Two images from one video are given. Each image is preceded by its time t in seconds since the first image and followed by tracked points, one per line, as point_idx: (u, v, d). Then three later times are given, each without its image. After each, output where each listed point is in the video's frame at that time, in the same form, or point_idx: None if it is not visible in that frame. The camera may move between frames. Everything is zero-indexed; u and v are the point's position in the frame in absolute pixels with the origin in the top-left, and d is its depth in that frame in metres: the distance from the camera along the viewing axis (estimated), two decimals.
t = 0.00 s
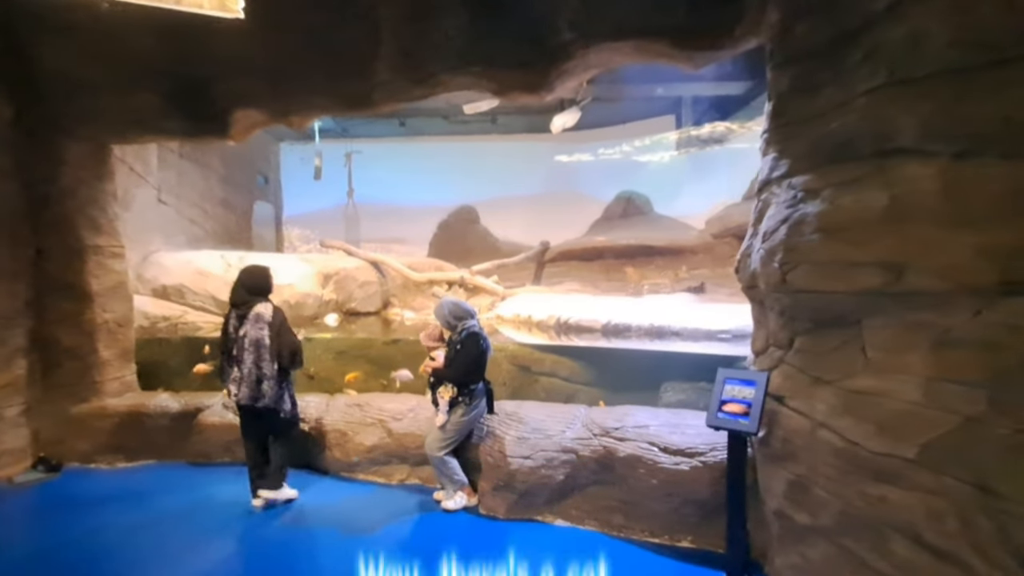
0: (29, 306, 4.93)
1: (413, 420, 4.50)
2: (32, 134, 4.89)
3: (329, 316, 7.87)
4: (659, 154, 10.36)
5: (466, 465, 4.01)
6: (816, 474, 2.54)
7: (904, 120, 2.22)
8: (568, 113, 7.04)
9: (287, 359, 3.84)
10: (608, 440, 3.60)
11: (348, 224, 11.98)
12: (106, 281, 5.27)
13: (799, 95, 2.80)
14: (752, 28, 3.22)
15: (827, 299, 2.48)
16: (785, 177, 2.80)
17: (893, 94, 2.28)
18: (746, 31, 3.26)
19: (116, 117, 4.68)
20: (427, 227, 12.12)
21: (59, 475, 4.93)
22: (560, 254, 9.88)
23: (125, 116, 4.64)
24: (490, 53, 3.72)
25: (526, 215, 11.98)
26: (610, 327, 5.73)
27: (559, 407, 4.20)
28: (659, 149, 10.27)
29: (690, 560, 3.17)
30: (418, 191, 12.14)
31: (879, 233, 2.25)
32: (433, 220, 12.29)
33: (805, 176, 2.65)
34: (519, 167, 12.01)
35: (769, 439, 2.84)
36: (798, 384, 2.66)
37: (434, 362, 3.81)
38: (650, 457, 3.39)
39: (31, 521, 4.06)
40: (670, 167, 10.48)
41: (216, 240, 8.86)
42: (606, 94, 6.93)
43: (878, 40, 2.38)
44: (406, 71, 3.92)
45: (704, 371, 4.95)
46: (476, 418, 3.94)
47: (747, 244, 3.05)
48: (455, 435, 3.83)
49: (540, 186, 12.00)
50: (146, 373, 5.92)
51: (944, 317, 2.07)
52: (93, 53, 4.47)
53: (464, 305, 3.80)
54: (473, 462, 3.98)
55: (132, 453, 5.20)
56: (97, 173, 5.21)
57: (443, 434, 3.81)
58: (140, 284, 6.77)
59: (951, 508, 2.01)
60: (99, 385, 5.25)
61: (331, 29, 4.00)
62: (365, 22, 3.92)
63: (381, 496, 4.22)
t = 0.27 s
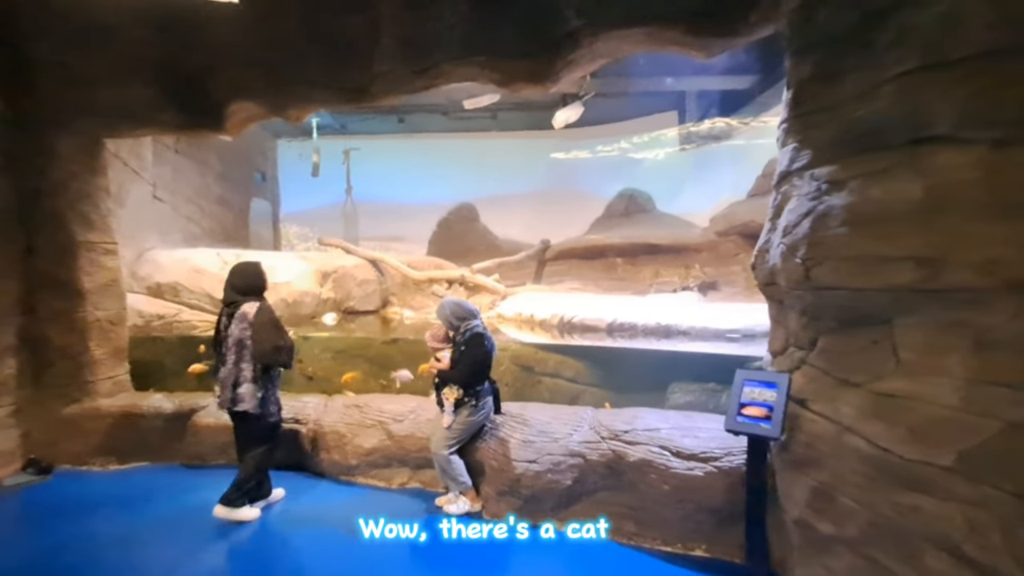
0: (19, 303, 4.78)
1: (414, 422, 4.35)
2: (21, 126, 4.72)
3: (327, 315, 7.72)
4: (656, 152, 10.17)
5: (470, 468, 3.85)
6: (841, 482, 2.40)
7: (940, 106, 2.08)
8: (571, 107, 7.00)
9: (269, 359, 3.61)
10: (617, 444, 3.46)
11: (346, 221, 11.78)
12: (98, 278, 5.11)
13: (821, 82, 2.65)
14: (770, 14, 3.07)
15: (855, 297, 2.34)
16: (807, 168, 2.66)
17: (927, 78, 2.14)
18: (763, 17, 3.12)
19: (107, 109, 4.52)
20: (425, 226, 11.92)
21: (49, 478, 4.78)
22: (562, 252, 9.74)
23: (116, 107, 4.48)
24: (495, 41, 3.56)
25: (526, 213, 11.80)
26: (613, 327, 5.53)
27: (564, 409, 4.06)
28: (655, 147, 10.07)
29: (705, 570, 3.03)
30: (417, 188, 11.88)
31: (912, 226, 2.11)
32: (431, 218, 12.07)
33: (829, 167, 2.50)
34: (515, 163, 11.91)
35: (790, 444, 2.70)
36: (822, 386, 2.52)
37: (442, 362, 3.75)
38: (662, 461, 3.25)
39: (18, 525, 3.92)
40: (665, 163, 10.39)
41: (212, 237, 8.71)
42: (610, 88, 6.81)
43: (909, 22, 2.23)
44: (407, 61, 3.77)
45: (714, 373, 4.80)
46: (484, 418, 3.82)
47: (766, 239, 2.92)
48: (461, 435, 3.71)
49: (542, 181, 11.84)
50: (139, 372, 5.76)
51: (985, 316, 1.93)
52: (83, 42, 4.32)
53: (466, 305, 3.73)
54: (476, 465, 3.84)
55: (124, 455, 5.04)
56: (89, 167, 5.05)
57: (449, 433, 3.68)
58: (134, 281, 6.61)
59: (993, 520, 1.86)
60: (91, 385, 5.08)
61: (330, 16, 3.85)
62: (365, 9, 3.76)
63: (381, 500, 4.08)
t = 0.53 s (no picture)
0: (7, 302, 4.60)
1: (415, 424, 4.20)
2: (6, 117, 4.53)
3: (325, 312, 7.57)
4: (650, 148, 9.90)
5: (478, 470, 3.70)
6: (874, 491, 2.28)
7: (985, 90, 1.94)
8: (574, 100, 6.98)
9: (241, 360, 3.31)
10: (629, 448, 3.33)
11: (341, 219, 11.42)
12: (89, 275, 4.94)
13: (849, 67, 2.49)
14: None
15: (891, 296, 2.20)
16: (835, 159, 2.50)
17: (971, 60, 1.99)
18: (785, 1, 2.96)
19: (95, 99, 4.33)
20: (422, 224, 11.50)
21: (41, 480, 4.58)
22: (563, 249, 9.58)
23: (104, 97, 4.29)
24: (501, 27, 3.37)
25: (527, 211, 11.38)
26: (617, 325, 5.43)
27: (572, 410, 3.91)
28: (650, 143, 9.80)
29: None
30: (414, 183, 11.41)
31: (955, 220, 1.97)
32: (426, 213, 11.62)
33: (859, 157, 2.35)
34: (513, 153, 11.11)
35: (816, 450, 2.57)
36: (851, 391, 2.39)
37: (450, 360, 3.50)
38: (676, 467, 3.12)
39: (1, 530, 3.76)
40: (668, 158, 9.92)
41: (207, 233, 8.54)
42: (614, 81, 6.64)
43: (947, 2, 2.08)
44: (406, 49, 3.54)
45: (724, 373, 4.56)
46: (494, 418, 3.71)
47: (789, 234, 2.78)
48: (473, 435, 3.59)
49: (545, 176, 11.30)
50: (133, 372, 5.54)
51: None
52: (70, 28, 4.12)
53: (471, 302, 3.56)
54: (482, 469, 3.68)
55: (117, 458, 4.86)
56: (78, 161, 4.87)
57: (460, 433, 3.55)
58: (126, 278, 6.39)
59: None
60: (83, 385, 4.90)
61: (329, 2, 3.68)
62: None
63: (381, 504, 3.92)
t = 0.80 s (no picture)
0: None
1: (416, 426, 4.06)
2: None
3: (323, 310, 7.41)
4: (648, 142, 9.77)
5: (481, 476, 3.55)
6: (910, 502, 2.16)
7: None
8: (577, 94, 6.86)
9: (188, 355, 3.01)
10: (639, 453, 3.17)
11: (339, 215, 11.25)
12: (80, 271, 4.71)
13: (882, 49, 2.35)
14: None
15: (931, 292, 2.08)
16: (865, 147, 2.37)
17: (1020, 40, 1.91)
18: None
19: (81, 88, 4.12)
20: (421, 223, 11.36)
21: (30, 484, 4.39)
22: (565, 246, 9.44)
23: (91, 85, 4.09)
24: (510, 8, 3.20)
25: (528, 209, 11.24)
26: (624, 324, 5.25)
27: (579, 412, 3.76)
28: (647, 138, 9.72)
29: None
30: (411, 180, 11.12)
31: (1005, 210, 1.86)
32: (420, 211, 11.36)
33: (894, 144, 2.23)
34: (513, 149, 10.93)
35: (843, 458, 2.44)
36: (885, 395, 2.28)
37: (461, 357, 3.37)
38: (690, 472, 2.96)
39: None
40: (670, 152, 9.69)
41: (202, 229, 8.35)
42: (618, 72, 6.45)
43: None
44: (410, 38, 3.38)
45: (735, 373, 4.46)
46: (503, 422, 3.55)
47: (812, 227, 2.67)
48: (479, 437, 3.45)
49: (546, 175, 10.98)
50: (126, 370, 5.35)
51: None
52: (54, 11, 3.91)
53: (482, 299, 3.45)
54: (486, 474, 3.53)
55: (107, 461, 4.70)
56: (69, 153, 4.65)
57: (467, 434, 3.41)
58: (119, 276, 6.23)
59: None
60: (73, 386, 4.70)
61: None
62: None
63: (380, 509, 3.76)
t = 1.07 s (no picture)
0: None
1: (416, 430, 3.90)
2: None
3: (322, 309, 7.32)
4: (648, 137, 9.69)
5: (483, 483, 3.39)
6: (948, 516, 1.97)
7: None
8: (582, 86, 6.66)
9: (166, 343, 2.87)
10: (651, 459, 2.99)
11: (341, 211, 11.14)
12: (66, 270, 4.47)
13: (918, 26, 2.17)
14: None
15: (972, 288, 1.90)
16: (899, 132, 2.21)
17: None
18: None
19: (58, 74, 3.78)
20: (421, 220, 11.13)
21: (14, 489, 4.23)
22: (567, 243, 9.23)
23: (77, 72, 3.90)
24: None
25: (531, 204, 10.98)
26: (631, 322, 5.12)
27: (586, 415, 3.59)
28: (648, 133, 9.60)
29: None
30: (411, 178, 11.23)
31: None
32: (422, 208, 11.25)
33: (930, 129, 2.07)
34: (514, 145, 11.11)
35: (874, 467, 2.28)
36: (924, 402, 2.10)
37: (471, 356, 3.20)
38: (706, 481, 2.77)
39: None
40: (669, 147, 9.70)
41: (198, 226, 8.20)
42: (624, 62, 6.26)
43: None
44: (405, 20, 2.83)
45: (748, 373, 4.25)
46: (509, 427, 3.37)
47: (838, 219, 2.54)
48: (483, 442, 3.27)
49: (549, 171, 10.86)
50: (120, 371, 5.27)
51: None
52: None
53: (497, 297, 3.30)
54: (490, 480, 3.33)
55: (95, 466, 4.52)
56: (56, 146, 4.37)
57: (469, 438, 3.23)
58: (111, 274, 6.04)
59: None
60: (61, 388, 4.52)
61: None
62: None
63: (378, 517, 3.58)
